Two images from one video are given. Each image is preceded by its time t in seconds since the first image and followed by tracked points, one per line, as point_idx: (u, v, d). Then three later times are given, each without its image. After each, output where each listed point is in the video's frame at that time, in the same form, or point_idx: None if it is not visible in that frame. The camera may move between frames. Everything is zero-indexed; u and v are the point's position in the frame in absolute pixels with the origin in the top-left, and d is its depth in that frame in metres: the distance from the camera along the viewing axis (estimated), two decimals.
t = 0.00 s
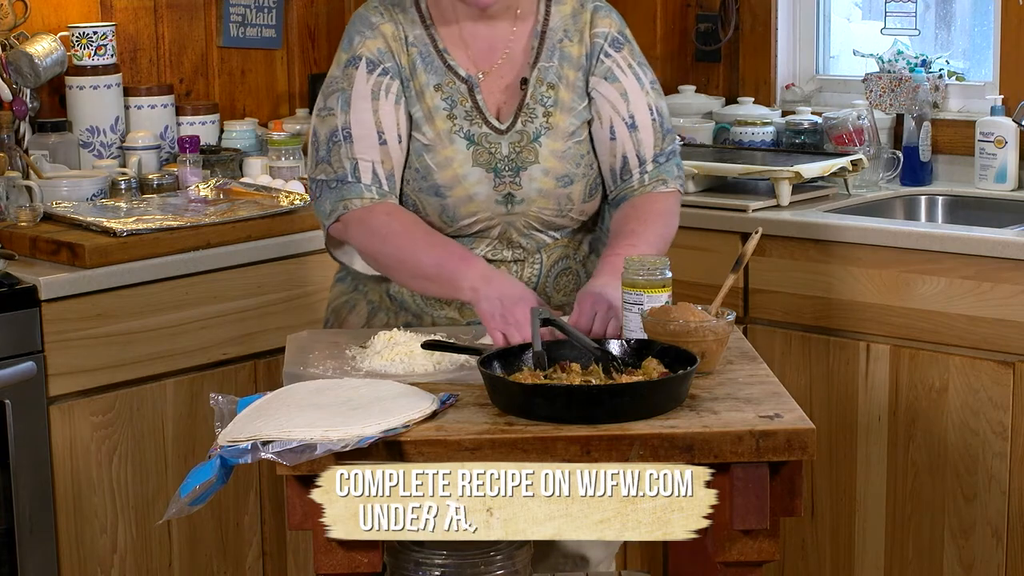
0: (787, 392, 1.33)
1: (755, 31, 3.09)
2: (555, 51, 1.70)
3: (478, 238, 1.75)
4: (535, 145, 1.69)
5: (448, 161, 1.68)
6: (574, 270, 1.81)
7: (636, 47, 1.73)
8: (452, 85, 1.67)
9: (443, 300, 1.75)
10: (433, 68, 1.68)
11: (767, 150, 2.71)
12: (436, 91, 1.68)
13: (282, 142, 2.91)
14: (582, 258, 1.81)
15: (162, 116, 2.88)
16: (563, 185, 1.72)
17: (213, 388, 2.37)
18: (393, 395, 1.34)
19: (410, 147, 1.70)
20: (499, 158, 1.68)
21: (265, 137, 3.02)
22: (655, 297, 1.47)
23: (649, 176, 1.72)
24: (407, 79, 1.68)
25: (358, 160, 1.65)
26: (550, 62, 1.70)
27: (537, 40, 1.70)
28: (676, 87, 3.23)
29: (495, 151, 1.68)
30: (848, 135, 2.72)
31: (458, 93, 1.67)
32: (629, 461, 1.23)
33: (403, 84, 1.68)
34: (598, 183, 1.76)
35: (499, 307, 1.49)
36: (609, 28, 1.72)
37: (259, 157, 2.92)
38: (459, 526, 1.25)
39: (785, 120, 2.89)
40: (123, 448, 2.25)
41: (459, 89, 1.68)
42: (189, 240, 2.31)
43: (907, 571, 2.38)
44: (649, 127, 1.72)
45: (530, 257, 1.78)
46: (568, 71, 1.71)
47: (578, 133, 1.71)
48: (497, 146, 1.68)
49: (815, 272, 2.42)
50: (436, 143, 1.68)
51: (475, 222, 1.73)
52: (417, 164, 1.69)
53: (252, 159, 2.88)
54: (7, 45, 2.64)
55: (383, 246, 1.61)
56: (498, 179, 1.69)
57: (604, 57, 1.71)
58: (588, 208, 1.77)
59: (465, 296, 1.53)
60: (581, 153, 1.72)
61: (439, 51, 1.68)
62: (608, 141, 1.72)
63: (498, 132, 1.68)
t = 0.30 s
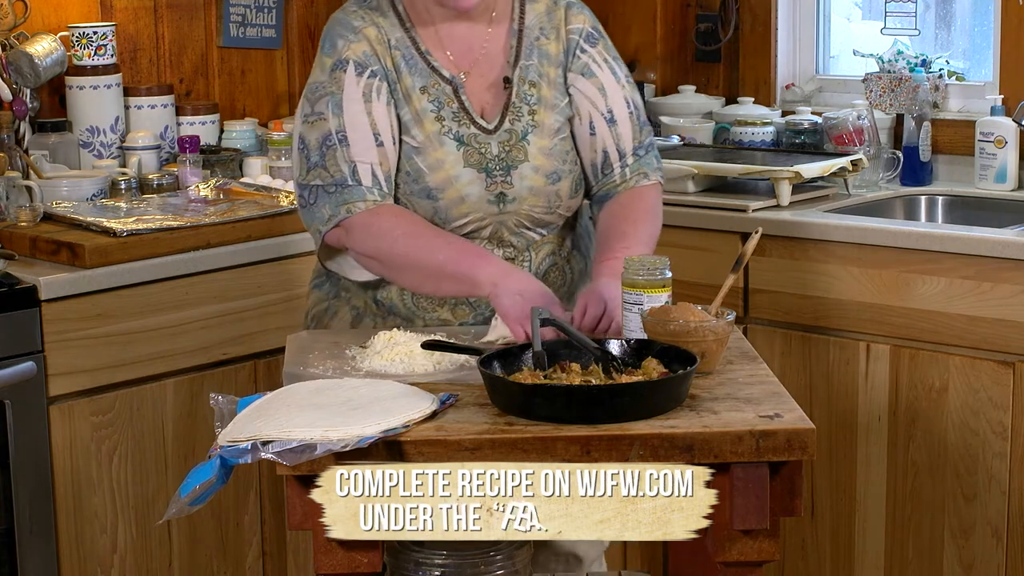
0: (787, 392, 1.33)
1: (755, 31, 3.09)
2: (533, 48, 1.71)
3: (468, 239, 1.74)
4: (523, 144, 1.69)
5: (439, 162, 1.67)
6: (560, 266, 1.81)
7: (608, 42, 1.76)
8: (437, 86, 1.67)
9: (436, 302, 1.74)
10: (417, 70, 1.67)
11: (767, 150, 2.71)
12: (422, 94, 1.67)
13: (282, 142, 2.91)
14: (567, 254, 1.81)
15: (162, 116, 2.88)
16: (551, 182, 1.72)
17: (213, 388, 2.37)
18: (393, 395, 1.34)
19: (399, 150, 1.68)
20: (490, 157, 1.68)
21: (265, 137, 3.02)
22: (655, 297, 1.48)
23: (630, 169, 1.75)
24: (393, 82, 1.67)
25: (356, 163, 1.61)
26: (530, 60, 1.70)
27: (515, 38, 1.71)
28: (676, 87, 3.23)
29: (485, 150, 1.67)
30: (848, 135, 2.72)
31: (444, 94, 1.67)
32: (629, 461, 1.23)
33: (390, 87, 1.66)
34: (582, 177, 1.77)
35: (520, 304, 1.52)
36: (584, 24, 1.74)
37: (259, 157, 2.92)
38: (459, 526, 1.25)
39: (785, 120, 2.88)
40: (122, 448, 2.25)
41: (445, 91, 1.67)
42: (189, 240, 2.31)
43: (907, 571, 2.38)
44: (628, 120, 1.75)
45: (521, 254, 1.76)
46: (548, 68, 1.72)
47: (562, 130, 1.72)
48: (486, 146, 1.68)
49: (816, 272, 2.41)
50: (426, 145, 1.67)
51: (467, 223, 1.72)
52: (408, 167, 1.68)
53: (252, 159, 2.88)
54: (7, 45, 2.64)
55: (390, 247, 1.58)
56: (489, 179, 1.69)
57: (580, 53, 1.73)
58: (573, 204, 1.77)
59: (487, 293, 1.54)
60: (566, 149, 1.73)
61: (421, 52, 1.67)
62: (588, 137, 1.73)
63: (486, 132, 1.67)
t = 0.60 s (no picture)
0: (787, 392, 1.33)
1: (755, 31, 3.09)
2: (534, 40, 1.71)
3: (475, 231, 1.73)
4: (526, 132, 1.69)
5: (443, 154, 1.67)
6: (569, 259, 1.79)
7: (607, 34, 1.76)
8: (438, 80, 1.66)
9: (443, 296, 1.74)
10: (418, 65, 1.66)
11: (767, 150, 2.71)
12: (424, 87, 1.66)
13: (282, 142, 2.92)
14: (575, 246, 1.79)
15: (162, 116, 2.88)
16: (556, 169, 1.71)
17: (213, 388, 2.37)
18: (393, 395, 1.34)
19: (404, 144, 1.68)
20: (494, 147, 1.68)
21: (265, 137, 3.02)
22: (655, 297, 1.49)
23: (637, 160, 1.74)
24: (395, 77, 1.67)
25: (362, 156, 1.61)
26: (531, 51, 1.70)
27: (516, 31, 1.71)
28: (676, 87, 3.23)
29: (489, 138, 1.67)
30: (848, 135, 2.72)
31: (445, 87, 1.66)
32: (629, 461, 1.23)
33: (392, 83, 1.66)
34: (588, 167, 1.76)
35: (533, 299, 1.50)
36: (584, 16, 1.74)
37: (259, 158, 2.92)
38: (459, 526, 1.25)
39: (785, 120, 2.88)
40: (122, 448, 2.25)
41: (446, 84, 1.66)
42: (189, 240, 2.31)
43: (907, 571, 2.38)
44: (634, 110, 1.75)
45: (528, 245, 1.75)
46: (549, 59, 1.71)
47: (565, 118, 1.72)
48: (490, 136, 1.67)
49: (816, 272, 2.41)
50: (430, 138, 1.66)
51: (474, 214, 1.71)
52: (412, 161, 1.67)
53: (252, 159, 2.88)
54: (7, 45, 2.64)
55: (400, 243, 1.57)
56: (494, 169, 1.68)
57: (583, 44, 1.73)
58: (579, 192, 1.76)
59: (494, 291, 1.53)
60: (570, 138, 1.73)
61: (422, 47, 1.67)
62: (597, 126, 1.73)
63: (489, 122, 1.67)
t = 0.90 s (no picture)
0: (787, 392, 1.33)
1: (755, 31, 3.09)
2: (576, 35, 1.66)
3: (495, 216, 1.69)
4: (553, 121, 1.65)
5: (467, 134, 1.64)
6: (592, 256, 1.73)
7: (656, 34, 1.71)
8: (470, 63, 1.63)
9: (458, 281, 1.70)
10: (451, 47, 1.64)
11: (767, 150, 2.71)
12: (455, 69, 1.63)
13: (282, 142, 2.92)
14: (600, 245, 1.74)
15: (162, 116, 2.88)
16: (581, 161, 1.67)
17: (213, 388, 2.37)
18: (393, 395, 1.34)
19: (427, 122, 1.65)
20: (518, 131, 1.64)
21: (265, 137, 3.02)
22: (655, 297, 1.49)
23: (689, 156, 1.70)
24: (425, 58, 1.64)
25: (367, 136, 1.60)
26: (570, 45, 1.65)
27: (559, 24, 1.66)
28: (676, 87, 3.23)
29: (515, 123, 1.64)
30: (848, 135, 2.72)
31: (477, 70, 1.63)
32: (629, 461, 1.23)
33: (420, 63, 1.64)
34: (622, 163, 1.71)
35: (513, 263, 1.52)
36: (634, 17, 1.68)
37: (259, 158, 2.92)
38: (460, 526, 1.25)
39: (786, 120, 2.88)
40: (122, 448, 2.25)
41: (478, 67, 1.63)
42: (189, 240, 2.31)
43: (907, 570, 2.38)
44: (682, 110, 1.70)
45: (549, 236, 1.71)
46: (589, 54, 1.66)
47: (599, 113, 1.67)
48: (515, 120, 1.64)
49: (816, 272, 2.41)
50: (454, 117, 1.63)
51: (493, 197, 1.67)
52: (434, 139, 1.64)
53: (252, 159, 2.88)
54: (7, 45, 2.64)
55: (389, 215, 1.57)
56: (516, 152, 1.65)
57: (631, 44, 1.67)
58: (608, 189, 1.71)
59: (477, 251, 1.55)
60: (601, 133, 1.67)
61: (457, 31, 1.64)
62: (655, 122, 1.67)
63: (516, 107, 1.64)
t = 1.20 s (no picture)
0: (787, 392, 1.33)
1: (755, 31, 3.08)
2: (605, 35, 1.65)
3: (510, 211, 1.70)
4: (570, 118, 1.65)
5: (483, 127, 1.66)
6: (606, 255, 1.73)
7: (691, 39, 1.67)
8: (494, 57, 1.65)
9: (471, 272, 1.72)
10: (477, 41, 1.66)
11: (767, 150, 2.71)
12: (478, 63, 1.66)
13: (282, 142, 2.92)
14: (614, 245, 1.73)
15: (162, 116, 2.88)
16: (596, 160, 1.66)
17: (213, 388, 2.37)
18: (393, 395, 1.34)
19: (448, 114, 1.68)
20: (534, 126, 1.65)
21: (265, 137, 3.01)
22: (655, 297, 1.50)
23: (708, 165, 1.64)
24: (451, 51, 1.67)
25: (385, 125, 1.65)
26: (597, 45, 1.64)
27: (590, 24, 1.65)
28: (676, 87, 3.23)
29: (532, 118, 1.65)
30: (848, 135, 2.72)
31: (500, 65, 1.65)
32: (629, 461, 1.23)
33: (446, 56, 1.67)
34: (643, 164, 1.69)
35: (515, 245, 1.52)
36: (667, 20, 1.65)
37: (259, 158, 2.92)
38: (460, 526, 1.25)
39: (786, 120, 2.88)
40: (122, 448, 2.25)
41: (501, 62, 1.65)
42: (189, 240, 2.31)
43: (907, 571, 2.38)
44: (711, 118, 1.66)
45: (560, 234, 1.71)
46: (616, 55, 1.65)
47: (621, 113, 1.66)
48: (532, 115, 1.65)
49: (816, 272, 2.41)
50: (472, 110, 1.66)
51: (506, 190, 1.68)
52: (454, 130, 1.67)
53: (252, 159, 2.88)
54: (7, 45, 2.64)
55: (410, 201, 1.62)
56: (530, 146, 1.66)
57: (662, 48, 1.64)
58: (626, 189, 1.70)
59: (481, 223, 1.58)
60: (621, 133, 1.66)
61: (486, 26, 1.66)
62: (672, 129, 1.65)
63: (534, 102, 1.64)
